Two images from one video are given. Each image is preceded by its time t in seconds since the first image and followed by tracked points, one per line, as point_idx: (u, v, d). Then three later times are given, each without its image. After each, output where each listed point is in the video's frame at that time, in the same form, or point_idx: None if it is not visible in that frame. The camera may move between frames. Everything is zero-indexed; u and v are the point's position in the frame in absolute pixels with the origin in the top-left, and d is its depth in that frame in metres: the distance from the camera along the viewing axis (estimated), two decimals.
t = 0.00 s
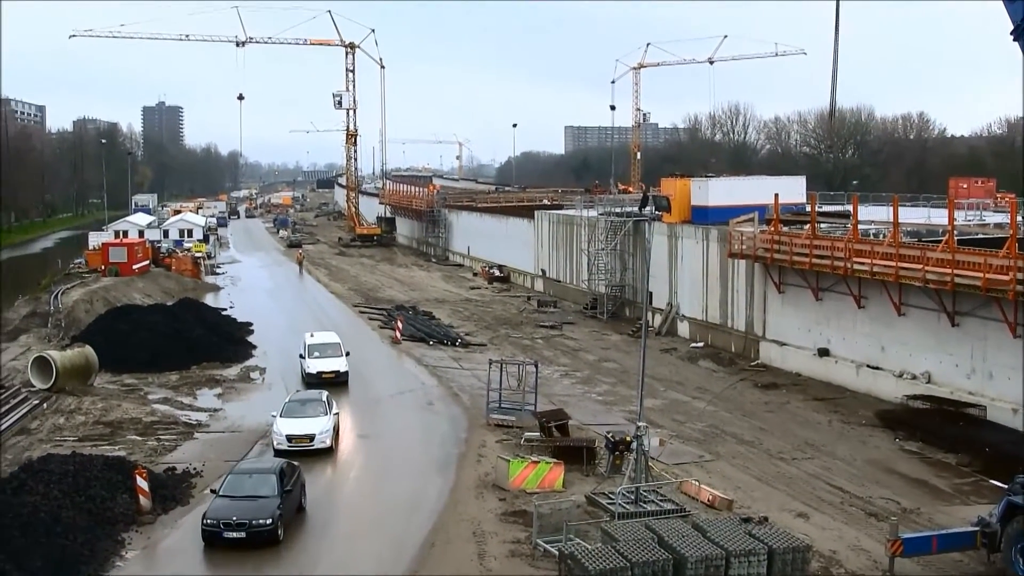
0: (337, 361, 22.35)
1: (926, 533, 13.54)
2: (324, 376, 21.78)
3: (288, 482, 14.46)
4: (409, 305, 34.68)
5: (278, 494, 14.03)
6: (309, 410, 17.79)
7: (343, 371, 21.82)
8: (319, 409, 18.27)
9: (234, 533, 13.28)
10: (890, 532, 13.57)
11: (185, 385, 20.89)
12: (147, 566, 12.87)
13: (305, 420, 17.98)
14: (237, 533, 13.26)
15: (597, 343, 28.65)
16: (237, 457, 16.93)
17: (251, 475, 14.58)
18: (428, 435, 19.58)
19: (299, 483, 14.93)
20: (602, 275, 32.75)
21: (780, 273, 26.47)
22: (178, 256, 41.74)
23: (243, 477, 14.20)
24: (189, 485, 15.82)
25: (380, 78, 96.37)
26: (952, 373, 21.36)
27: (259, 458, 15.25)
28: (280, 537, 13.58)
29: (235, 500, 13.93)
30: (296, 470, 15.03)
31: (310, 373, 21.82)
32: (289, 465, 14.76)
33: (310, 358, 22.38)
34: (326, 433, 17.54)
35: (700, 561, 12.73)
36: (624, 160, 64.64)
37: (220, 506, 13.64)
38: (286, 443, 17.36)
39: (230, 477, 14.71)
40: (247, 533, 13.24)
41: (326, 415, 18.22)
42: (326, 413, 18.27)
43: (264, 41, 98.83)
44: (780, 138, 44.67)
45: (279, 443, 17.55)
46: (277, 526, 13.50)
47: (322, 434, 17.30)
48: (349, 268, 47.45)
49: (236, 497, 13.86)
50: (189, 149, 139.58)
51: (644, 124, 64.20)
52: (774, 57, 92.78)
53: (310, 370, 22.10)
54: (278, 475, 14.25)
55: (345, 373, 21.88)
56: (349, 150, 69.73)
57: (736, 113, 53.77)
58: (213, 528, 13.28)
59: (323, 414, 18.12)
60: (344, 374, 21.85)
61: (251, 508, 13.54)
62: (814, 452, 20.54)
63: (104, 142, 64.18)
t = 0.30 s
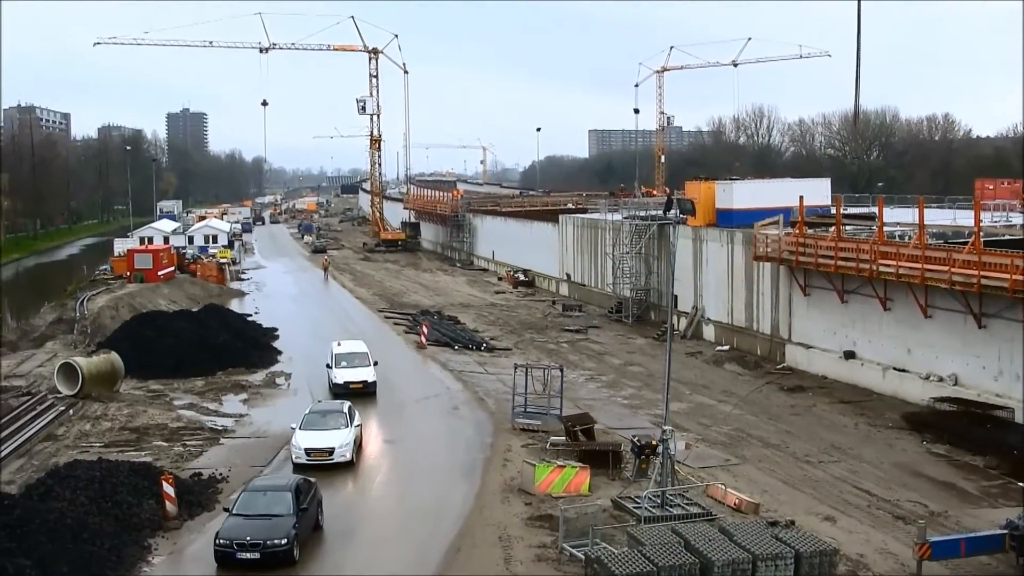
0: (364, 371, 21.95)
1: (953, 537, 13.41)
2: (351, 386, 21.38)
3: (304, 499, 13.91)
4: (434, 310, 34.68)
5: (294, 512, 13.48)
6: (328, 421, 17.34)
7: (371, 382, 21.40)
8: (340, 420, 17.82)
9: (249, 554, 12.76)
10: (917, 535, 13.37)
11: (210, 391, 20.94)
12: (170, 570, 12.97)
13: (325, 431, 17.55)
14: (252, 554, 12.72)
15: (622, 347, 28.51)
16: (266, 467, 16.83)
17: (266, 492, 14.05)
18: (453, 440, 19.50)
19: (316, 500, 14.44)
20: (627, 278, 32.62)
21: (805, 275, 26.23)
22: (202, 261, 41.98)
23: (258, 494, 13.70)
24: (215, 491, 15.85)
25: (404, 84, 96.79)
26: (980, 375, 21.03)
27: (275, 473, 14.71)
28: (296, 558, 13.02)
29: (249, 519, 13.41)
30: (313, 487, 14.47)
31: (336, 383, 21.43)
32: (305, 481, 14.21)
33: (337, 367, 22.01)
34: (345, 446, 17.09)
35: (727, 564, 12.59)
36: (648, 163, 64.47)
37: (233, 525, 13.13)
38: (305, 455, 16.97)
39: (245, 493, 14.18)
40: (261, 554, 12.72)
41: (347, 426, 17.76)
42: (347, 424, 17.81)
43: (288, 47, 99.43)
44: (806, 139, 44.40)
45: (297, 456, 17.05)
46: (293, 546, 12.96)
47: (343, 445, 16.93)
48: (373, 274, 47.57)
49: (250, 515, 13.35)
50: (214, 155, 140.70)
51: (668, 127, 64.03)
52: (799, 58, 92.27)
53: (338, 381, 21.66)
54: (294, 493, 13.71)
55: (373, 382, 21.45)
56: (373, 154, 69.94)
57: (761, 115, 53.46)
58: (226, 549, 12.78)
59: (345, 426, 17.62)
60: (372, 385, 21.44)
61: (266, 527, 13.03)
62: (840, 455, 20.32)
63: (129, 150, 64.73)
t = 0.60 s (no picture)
0: (388, 380, 21.37)
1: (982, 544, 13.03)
2: (375, 397, 20.83)
3: (317, 517, 12.86)
4: (457, 314, 34.44)
5: (306, 531, 12.45)
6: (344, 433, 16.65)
7: (394, 392, 20.81)
8: (356, 431, 17.09)
9: None
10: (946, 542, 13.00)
11: (230, 396, 20.81)
12: None
13: (341, 443, 16.83)
14: None
15: (647, 351, 28.14)
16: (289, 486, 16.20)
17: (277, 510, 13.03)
18: (476, 446, 19.27)
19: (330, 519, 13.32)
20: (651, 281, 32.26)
21: (832, 278, 25.77)
22: (222, 265, 41.99)
23: (268, 512, 12.71)
24: (235, 497, 15.69)
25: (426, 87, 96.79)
26: (1009, 379, 20.50)
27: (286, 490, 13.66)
28: None
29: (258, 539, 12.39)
30: (327, 504, 13.41)
31: (359, 394, 20.88)
32: (318, 498, 13.17)
33: (361, 377, 21.46)
34: (361, 459, 16.35)
35: (753, 571, 12.29)
36: (672, 164, 63.95)
37: (241, 546, 12.14)
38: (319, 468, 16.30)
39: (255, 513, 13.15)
40: None
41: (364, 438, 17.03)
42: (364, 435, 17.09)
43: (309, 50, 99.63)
44: (832, 140, 43.84)
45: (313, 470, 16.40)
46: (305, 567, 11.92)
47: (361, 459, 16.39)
48: (395, 277, 47.45)
49: (259, 534, 12.41)
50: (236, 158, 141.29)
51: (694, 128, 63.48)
52: (827, 58, 91.43)
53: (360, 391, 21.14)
54: (306, 511, 12.70)
55: (397, 393, 20.88)
56: (394, 157, 69.89)
57: (787, 116, 52.88)
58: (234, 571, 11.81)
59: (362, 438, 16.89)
60: (396, 395, 20.86)
61: (275, 548, 12.02)
62: (868, 461, 19.90)
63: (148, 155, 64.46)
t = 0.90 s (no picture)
0: (411, 392, 20.54)
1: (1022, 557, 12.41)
2: (397, 409, 20.01)
3: (325, 541, 12.06)
4: (481, 319, 34.00)
5: (314, 558, 11.65)
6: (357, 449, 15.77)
7: (417, 405, 19.95)
8: (370, 447, 16.20)
9: None
10: (985, 554, 12.42)
11: (249, 403, 20.49)
12: None
13: (354, 459, 15.97)
14: None
15: (675, 357, 27.54)
16: (305, 505, 15.49)
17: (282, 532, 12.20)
18: (500, 454, 18.81)
19: (339, 541, 12.56)
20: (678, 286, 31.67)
21: (864, 283, 25.01)
22: (241, 269, 41.79)
23: (273, 535, 11.89)
24: (254, 506, 15.33)
25: (450, 88, 96.39)
26: None
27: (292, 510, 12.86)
28: None
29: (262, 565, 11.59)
30: (336, 526, 12.60)
31: (380, 407, 20.07)
32: (326, 519, 12.37)
33: (383, 388, 20.65)
34: (374, 477, 15.45)
35: None
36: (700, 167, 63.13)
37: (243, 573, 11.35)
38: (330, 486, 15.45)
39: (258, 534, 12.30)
40: None
41: (378, 454, 16.12)
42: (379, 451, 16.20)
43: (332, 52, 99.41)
44: (866, 142, 42.94)
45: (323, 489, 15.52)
46: None
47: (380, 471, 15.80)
48: (417, 282, 47.09)
49: (264, 560, 11.60)
50: (259, 161, 141.75)
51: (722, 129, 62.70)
52: (859, 58, 90.05)
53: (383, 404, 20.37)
54: (313, 535, 11.89)
55: (420, 406, 20.02)
56: (417, 159, 69.57)
57: (818, 117, 51.96)
58: None
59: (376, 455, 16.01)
60: (420, 408, 19.99)
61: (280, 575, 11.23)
62: (903, 470, 19.26)
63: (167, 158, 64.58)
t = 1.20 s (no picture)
0: (429, 402, 19.75)
1: None
2: (414, 420, 19.26)
3: (330, 563, 11.24)
4: (500, 323, 33.61)
5: None
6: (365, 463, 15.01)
7: (435, 415, 19.17)
8: (380, 461, 15.43)
9: None
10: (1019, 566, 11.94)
11: (263, 408, 20.22)
12: None
13: (363, 474, 15.21)
14: None
15: (697, 362, 27.04)
16: (311, 523, 14.78)
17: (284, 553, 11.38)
18: (520, 460, 18.42)
19: (344, 564, 11.74)
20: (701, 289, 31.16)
21: (892, 287, 24.36)
22: (255, 272, 41.56)
23: (274, 556, 11.05)
24: (268, 512, 15.02)
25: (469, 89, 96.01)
26: None
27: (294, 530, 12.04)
28: None
29: None
30: (341, 548, 11.79)
31: (397, 418, 19.34)
32: (331, 540, 11.57)
33: (399, 399, 19.89)
34: (382, 493, 14.66)
35: None
36: (724, 168, 62.40)
37: None
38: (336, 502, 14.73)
39: (258, 555, 11.46)
40: None
41: (388, 469, 15.34)
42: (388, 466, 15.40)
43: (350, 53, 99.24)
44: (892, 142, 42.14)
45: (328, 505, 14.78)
46: None
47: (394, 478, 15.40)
48: (436, 284, 46.77)
49: None
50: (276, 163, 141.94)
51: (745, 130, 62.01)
52: (885, 57, 88.87)
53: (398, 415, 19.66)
54: (318, 556, 11.07)
55: (438, 416, 19.23)
56: (435, 160, 69.26)
57: (843, 116, 51.14)
58: None
59: (385, 468, 15.26)
60: (438, 418, 19.18)
61: None
62: (931, 478, 18.73)
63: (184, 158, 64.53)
